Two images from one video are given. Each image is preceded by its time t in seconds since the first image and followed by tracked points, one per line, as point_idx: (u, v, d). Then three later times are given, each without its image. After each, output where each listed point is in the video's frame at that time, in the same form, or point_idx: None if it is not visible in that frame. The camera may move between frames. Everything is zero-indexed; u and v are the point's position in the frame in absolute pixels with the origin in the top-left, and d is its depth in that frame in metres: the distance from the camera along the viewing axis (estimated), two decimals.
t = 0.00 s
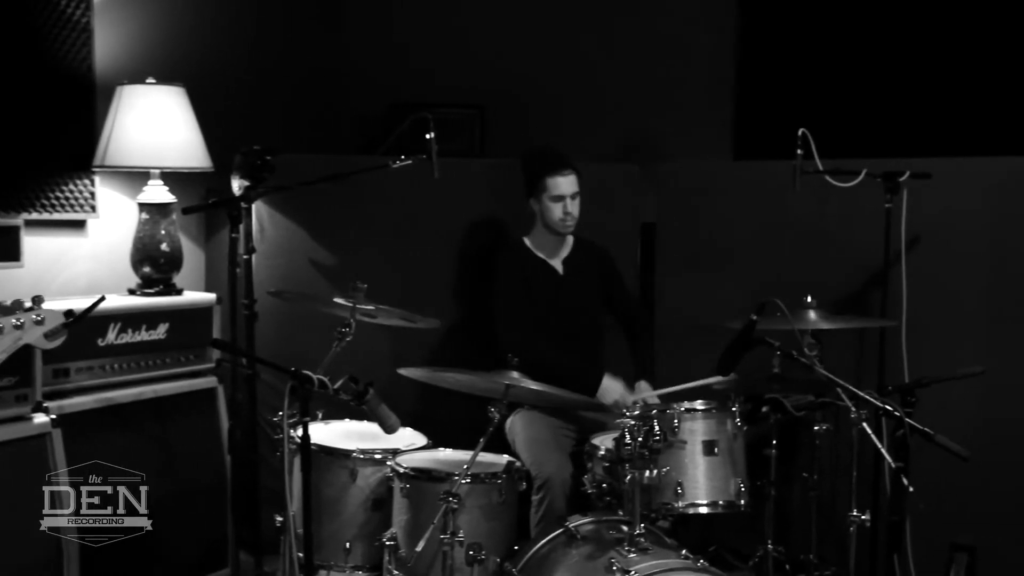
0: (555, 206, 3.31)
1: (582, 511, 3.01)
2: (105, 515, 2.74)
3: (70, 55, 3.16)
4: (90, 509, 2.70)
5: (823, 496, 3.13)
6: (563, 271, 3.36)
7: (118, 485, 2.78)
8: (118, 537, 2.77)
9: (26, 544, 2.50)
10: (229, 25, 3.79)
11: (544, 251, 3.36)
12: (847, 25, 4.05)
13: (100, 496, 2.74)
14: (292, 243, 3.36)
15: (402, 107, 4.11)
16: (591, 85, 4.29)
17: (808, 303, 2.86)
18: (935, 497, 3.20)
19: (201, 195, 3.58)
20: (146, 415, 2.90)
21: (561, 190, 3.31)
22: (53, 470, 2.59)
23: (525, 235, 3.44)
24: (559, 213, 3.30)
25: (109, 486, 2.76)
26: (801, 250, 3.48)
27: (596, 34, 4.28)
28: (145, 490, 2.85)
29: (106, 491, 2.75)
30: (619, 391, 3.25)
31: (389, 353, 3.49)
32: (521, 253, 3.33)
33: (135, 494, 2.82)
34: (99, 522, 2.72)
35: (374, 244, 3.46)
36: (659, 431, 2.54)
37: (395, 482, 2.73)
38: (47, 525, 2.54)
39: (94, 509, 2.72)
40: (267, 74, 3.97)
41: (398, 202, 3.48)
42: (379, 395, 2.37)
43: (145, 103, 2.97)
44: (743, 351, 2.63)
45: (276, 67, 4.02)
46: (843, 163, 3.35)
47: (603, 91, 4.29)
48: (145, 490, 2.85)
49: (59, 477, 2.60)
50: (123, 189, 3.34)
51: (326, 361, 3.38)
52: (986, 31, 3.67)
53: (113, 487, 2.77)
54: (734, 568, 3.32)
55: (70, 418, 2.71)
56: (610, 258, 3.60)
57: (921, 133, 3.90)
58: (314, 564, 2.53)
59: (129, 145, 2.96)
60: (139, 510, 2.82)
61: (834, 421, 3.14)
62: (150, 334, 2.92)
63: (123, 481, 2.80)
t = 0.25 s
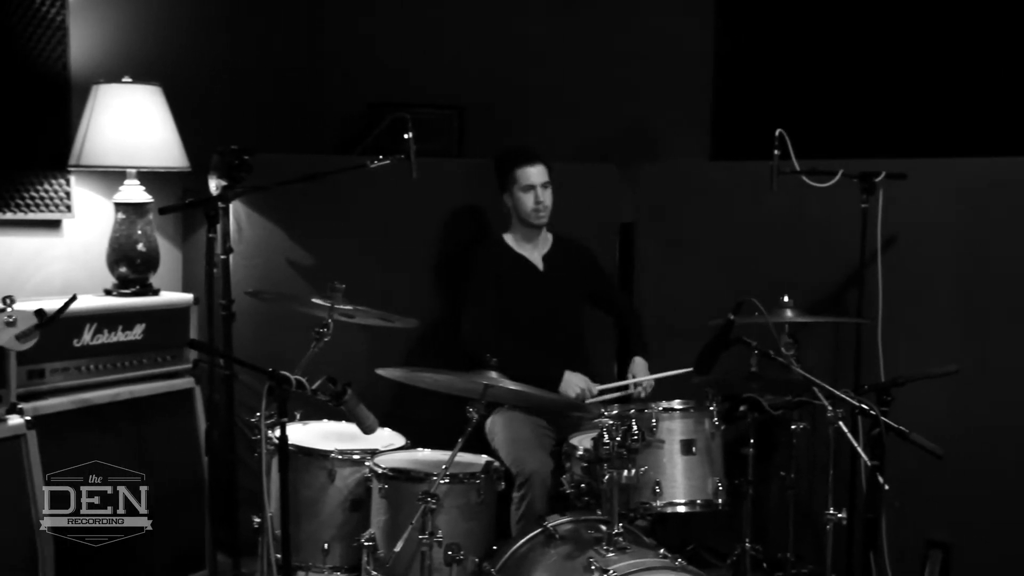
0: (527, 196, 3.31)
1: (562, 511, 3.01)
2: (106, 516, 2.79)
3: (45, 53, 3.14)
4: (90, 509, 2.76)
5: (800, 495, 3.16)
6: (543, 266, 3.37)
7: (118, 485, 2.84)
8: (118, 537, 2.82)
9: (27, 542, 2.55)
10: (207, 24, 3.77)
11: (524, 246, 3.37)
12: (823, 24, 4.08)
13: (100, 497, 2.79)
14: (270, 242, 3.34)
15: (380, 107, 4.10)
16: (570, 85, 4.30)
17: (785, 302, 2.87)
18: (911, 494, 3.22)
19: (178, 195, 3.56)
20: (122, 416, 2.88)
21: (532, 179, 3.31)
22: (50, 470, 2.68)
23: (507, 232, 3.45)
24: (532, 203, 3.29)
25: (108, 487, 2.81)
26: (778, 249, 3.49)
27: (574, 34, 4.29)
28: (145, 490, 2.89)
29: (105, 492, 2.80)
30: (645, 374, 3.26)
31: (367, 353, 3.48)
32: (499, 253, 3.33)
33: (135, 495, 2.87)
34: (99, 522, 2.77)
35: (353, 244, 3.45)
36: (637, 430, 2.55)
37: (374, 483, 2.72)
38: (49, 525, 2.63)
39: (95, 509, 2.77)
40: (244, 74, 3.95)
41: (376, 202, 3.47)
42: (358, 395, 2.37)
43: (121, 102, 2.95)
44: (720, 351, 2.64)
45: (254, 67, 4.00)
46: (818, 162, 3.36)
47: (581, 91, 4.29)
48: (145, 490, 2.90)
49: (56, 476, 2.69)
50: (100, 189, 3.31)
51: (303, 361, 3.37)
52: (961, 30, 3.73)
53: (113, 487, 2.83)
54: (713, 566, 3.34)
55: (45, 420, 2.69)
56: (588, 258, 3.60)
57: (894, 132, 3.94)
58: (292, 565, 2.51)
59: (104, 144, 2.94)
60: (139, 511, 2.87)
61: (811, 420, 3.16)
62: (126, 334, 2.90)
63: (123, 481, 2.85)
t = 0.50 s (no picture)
0: (506, 203, 3.31)
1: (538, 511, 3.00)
2: (106, 517, 2.87)
3: (15, 51, 3.11)
4: (90, 509, 2.82)
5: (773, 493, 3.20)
6: (520, 268, 3.38)
7: (118, 485, 2.90)
8: (118, 537, 2.89)
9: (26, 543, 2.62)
10: (179, 24, 3.75)
11: (500, 248, 3.38)
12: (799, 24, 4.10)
13: (101, 496, 2.85)
14: (244, 243, 3.32)
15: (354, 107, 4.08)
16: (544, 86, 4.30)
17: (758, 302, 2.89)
18: (882, 492, 3.24)
19: (150, 195, 3.53)
20: (94, 417, 2.86)
21: (512, 187, 3.30)
22: (50, 470, 2.73)
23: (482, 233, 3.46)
24: (510, 211, 3.30)
25: (109, 486, 2.87)
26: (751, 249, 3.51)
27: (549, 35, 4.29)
28: (145, 490, 2.96)
29: (105, 491, 2.87)
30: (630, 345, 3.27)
31: (341, 353, 3.47)
32: (474, 253, 3.33)
33: (135, 494, 2.94)
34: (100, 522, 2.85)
35: (327, 244, 3.44)
36: (612, 429, 2.55)
37: (349, 484, 2.72)
38: (47, 525, 2.70)
39: (96, 509, 2.84)
40: (218, 74, 3.93)
41: (350, 202, 3.46)
42: (332, 396, 2.36)
43: (92, 100, 2.93)
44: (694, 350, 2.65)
45: (227, 66, 3.98)
46: (792, 163, 3.38)
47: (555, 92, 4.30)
48: (145, 489, 2.97)
49: (56, 476, 2.74)
50: (71, 189, 3.29)
51: (277, 361, 3.35)
52: (935, 30, 3.78)
53: (113, 487, 2.89)
54: (687, 565, 3.36)
55: (16, 422, 2.66)
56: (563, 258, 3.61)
57: (868, 133, 3.98)
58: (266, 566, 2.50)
59: (76, 143, 2.91)
60: (139, 510, 2.95)
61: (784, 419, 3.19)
62: (98, 335, 2.88)
63: (123, 481, 2.91)
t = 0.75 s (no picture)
0: (477, 205, 3.31)
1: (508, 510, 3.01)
2: (105, 517, 2.94)
3: None
4: (90, 509, 2.90)
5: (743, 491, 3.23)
6: (491, 269, 3.37)
7: (119, 485, 2.95)
8: (118, 537, 2.96)
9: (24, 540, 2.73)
10: (148, 22, 3.72)
11: (471, 250, 3.36)
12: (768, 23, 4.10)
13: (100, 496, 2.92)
14: (214, 242, 3.30)
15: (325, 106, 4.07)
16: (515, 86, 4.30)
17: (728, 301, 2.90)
18: (851, 490, 3.27)
19: (118, 194, 3.50)
20: (61, 419, 2.83)
21: (483, 189, 3.30)
22: (51, 470, 2.79)
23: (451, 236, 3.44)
24: (482, 212, 3.30)
25: (109, 486, 2.93)
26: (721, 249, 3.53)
27: (520, 35, 4.30)
28: (145, 490, 3.00)
29: (106, 491, 2.93)
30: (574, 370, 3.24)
31: (311, 354, 3.45)
32: (444, 253, 3.33)
33: (135, 494, 2.99)
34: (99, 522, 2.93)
35: (297, 244, 3.43)
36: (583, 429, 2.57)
37: (319, 484, 2.70)
38: (47, 525, 2.79)
39: (94, 509, 2.91)
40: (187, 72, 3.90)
41: (320, 201, 3.45)
42: (301, 396, 2.34)
43: (58, 99, 2.90)
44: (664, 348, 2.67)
45: (196, 65, 3.95)
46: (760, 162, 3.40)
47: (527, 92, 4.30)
48: (145, 489, 3.01)
49: (56, 477, 2.80)
50: (37, 188, 3.25)
51: (246, 362, 3.34)
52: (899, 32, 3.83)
53: (113, 487, 2.94)
54: (658, 563, 3.37)
55: None
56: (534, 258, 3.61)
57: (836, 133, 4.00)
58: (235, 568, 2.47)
59: (41, 142, 2.88)
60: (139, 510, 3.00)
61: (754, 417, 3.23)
62: (64, 336, 2.85)
63: (123, 481, 2.96)
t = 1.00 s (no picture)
0: (446, 189, 3.34)
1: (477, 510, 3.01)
2: (109, 516, 2.97)
3: None
4: (90, 509, 2.93)
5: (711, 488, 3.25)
6: (463, 268, 3.37)
7: (118, 486, 2.94)
8: (118, 536, 2.98)
9: (23, 532, 2.81)
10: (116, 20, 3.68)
11: (444, 248, 3.37)
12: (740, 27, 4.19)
13: (101, 497, 2.94)
14: (181, 242, 3.27)
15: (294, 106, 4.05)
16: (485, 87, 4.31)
17: (696, 300, 2.89)
18: (817, 488, 3.30)
19: (84, 194, 3.46)
20: (25, 421, 2.79)
21: (449, 171, 3.36)
22: (51, 470, 2.86)
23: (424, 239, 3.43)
24: (452, 194, 3.33)
25: (108, 486, 2.94)
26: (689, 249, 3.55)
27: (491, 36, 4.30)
28: (145, 489, 2.93)
29: (105, 492, 2.94)
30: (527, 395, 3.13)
31: (279, 355, 3.44)
32: (414, 254, 3.33)
33: (134, 494, 2.94)
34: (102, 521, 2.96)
35: (265, 245, 3.41)
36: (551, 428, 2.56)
37: (287, 486, 2.69)
38: (47, 525, 2.86)
39: (98, 509, 2.95)
40: (155, 71, 3.87)
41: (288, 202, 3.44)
42: (271, 397, 2.33)
43: (22, 98, 2.87)
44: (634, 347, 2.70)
45: (164, 64, 3.92)
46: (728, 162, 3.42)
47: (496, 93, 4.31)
48: (145, 488, 2.94)
49: (56, 477, 2.87)
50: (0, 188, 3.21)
51: (214, 363, 3.31)
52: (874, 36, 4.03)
53: (113, 487, 2.94)
54: (627, 562, 3.38)
55: None
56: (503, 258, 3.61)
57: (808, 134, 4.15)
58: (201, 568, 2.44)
59: (5, 141, 2.84)
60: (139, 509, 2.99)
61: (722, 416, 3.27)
62: (29, 338, 2.81)
63: (123, 481, 2.93)
